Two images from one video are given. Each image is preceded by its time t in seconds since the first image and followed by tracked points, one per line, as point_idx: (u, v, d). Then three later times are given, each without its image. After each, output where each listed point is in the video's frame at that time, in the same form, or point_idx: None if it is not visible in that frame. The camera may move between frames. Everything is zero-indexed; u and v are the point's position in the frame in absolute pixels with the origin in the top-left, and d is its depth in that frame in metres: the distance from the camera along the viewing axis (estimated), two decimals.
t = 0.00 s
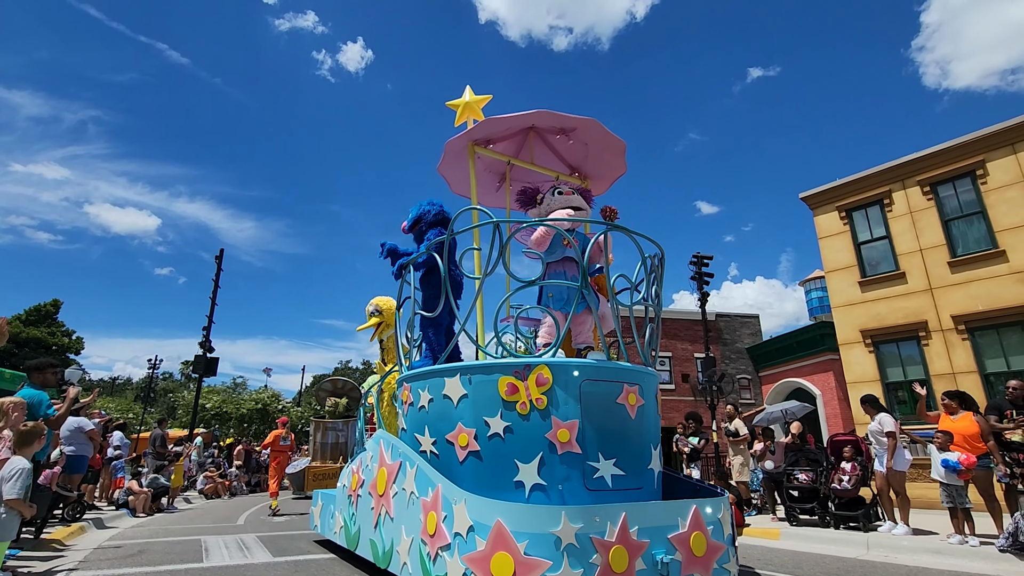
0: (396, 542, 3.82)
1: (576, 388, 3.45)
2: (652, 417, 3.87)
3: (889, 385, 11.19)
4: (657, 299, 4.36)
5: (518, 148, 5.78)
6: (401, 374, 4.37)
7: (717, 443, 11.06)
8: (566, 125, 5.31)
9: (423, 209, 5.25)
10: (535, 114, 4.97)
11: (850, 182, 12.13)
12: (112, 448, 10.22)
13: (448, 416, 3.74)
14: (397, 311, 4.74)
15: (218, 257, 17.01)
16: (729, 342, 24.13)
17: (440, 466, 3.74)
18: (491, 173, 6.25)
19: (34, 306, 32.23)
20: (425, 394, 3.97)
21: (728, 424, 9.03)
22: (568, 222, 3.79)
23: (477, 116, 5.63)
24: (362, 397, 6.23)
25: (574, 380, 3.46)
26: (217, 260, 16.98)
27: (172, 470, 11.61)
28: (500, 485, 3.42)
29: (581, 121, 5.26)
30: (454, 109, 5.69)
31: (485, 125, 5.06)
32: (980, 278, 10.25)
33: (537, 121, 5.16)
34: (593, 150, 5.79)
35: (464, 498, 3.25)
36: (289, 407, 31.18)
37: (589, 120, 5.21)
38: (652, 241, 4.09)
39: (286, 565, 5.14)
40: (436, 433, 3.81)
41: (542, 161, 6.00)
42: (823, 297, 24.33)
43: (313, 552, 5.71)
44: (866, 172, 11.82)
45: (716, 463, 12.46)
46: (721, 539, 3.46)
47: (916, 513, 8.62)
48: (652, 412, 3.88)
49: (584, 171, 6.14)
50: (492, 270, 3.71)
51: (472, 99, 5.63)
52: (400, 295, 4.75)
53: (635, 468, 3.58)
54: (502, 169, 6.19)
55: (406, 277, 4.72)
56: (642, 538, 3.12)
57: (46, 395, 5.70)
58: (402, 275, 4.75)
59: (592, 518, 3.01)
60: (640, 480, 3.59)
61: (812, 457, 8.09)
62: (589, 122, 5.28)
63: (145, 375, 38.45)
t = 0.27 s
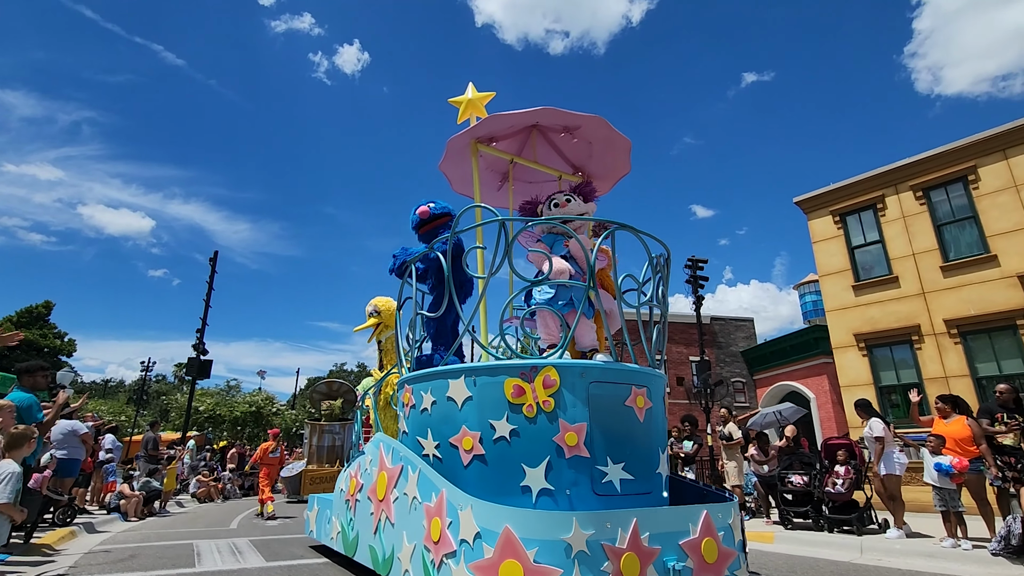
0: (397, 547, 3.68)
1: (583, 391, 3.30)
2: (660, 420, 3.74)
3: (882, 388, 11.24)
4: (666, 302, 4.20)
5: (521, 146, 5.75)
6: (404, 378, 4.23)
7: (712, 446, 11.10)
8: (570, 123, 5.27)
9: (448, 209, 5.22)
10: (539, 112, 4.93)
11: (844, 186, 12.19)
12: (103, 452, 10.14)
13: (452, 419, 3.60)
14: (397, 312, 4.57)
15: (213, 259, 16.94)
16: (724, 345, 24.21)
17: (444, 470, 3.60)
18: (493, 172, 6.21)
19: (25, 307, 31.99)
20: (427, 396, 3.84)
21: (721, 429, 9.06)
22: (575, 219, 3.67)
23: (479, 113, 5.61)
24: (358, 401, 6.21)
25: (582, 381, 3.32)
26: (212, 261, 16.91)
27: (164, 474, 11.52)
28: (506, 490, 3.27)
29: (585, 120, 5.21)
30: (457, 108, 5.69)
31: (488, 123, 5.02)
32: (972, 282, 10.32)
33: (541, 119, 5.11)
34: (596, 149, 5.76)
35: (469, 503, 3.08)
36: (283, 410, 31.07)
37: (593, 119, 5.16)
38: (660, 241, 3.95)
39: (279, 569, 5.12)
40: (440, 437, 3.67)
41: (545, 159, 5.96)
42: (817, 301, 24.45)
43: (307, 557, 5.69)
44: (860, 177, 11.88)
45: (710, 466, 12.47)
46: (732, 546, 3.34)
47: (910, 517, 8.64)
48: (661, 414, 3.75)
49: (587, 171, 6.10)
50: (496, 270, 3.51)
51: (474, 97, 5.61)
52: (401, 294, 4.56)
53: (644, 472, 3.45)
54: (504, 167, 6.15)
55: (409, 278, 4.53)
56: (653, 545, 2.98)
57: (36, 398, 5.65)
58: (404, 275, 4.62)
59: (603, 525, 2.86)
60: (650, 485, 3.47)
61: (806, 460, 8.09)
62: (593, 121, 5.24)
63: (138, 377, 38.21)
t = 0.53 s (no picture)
0: (399, 554, 3.65)
1: (592, 393, 3.28)
2: (668, 423, 3.73)
3: (874, 392, 11.30)
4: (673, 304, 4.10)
5: (523, 144, 5.74)
6: (405, 380, 4.19)
7: (705, 449, 11.13)
8: (575, 121, 5.26)
9: (445, 205, 5.18)
10: (546, 109, 4.91)
11: (837, 191, 12.27)
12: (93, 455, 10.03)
13: (456, 422, 3.58)
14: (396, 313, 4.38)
15: (205, 260, 16.86)
16: (718, 348, 24.30)
17: (447, 475, 3.57)
18: (496, 170, 6.19)
19: (14, 309, 31.67)
20: (431, 399, 3.81)
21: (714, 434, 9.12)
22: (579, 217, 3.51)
23: (483, 109, 5.63)
24: (354, 404, 6.18)
25: (590, 383, 3.30)
26: (205, 262, 16.83)
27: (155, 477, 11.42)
28: (513, 494, 3.25)
29: (592, 118, 5.21)
30: (460, 104, 5.70)
31: (493, 120, 4.99)
32: (964, 286, 10.39)
33: (547, 117, 5.09)
34: (600, 148, 5.76)
35: (476, 509, 3.06)
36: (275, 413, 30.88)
37: (601, 117, 5.16)
38: (669, 243, 3.80)
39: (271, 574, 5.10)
40: (443, 440, 3.65)
41: (548, 158, 5.95)
42: (810, 304, 24.58)
43: (299, 562, 5.67)
44: (852, 182, 11.97)
45: (703, 469, 12.51)
46: (743, 552, 3.31)
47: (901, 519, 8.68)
48: (668, 417, 3.74)
49: (590, 170, 6.12)
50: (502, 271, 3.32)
51: (478, 94, 5.63)
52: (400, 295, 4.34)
53: (653, 477, 3.44)
54: (506, 166, 6.13)
55: (407, 278, 4.29)
56: (666, 552, 2.93)
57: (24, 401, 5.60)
58: (403, 275, 4.31)
59: (615, 531, 2.83)
60: (658, 489, 3.45)
61: (799, 464, 8.26)
62: (600, 119, 5.24)
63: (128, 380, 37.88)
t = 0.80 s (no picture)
0: (399, 561, 3.62)
1: (600, 395, 3.29)
2: (674, 427, 3.74)
3: (864, 396, 11.38)
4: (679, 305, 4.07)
5: (526, 142, 5.72)
6: (406, 382, 4.15)
7: (697, 452, 11.17)
8: (579, 120, 5.25)
9: (439, 200, 4.99)
10: (551, 105, 4.89)
11: (829, 196, 12.35)
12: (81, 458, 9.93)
13: (460, 425, 3.56)
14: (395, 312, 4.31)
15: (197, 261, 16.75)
16: (710, 351, 24.41)
17: (450, 480, 3.55)
18: (497, 167, 6.18)
19: (2, 310, 31.34)
20: (432, 401, 3.79)
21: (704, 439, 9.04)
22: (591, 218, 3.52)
23: (485, 106, 5.64)
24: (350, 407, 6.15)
25: (598, 386, 3.30)
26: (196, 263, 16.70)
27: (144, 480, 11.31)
28: (520, 500, 3.23)
29: (597, 116, 5.20)
30: (462, 101, 5.71)
31: (497, 117, 4.96)
32: (953, 291, 10.49)
33: (552, 114, 5.07)
34: (603, 147, 5.78)
35: (482, 516, 3.03)
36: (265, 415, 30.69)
37: (606, 115, 5.15)
38: (674, 242, 3.78)
39: None
40: (446, 444, 3.62)
41: (550, 157, 5.94)
42: (801, 308, 24.75)
43: (289, 566, 5.64)
44: (843, 187, 12.07)
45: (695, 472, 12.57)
46: (752, 558, 3.29)
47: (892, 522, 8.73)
48: (674, 421, 3.75)
49: (592, 169, 6.13)
50: (507, 273, 3.26)
51: (480, 90, 5.65)
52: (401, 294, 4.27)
53: (660, 481, 3.43)
54: (508, 164, 6.12)
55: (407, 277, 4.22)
56: (676, 559, 2.93)
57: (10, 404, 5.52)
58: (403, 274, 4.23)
59: (626, 539, 2.82)
60: (665, 494, 3.45)
61: (789, 467, 8.20)
62: (604, 117, 5.23)
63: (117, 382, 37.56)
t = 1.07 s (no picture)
0: (398, 565, 3.60)
1: (605, 396, 3.30)
2: (679, 429, 3.75)
3: (852, 399, 11.47)
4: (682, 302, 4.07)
5: (527, 140, 5.72)
6: (405, 383, 4.12)
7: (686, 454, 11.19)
8: (583, 116, 5.27)
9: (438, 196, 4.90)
10: (555, 102, 4.90)
11: (819, 200, 12.46)
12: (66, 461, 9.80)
13: (462, 427, 3.55)
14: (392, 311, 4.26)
15: (186, 261, 16.62)
16: (700, 354, 24.55)
17: (452, 483, 3.54)
18: (497, 164, 6.19)
19: None
20: (433, 403, 3.77)
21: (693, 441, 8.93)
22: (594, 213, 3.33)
23: (485, 103, 5.66)
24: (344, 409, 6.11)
25: (603, 387, 3.32)
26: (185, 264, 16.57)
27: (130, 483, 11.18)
28: (524, 503, 3.22)
29: (600, 113, 5.23)
30: (462, 97, 5.73)
31: (499, 113, 4.96)
32: (939, 295, 10.61)
33: (556, 111, 5.09)
34: (606, 145, 5.81)
35: (487, 521, 3.02)
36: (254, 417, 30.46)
37: (610, 112, 5.18)
38: (678, 241, 3.78)
39: None
40: (447, 446, 3.61)
41: (551, 154, 5.96)
42: (790, 311, 24.96)
43: (277, 571, 5.59)
44: (832, 192, 12.18)
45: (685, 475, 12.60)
46: (761, 563, 3.28)
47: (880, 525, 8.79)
48: (679, 423, 3.76)
49: (593, 168, 6.16)
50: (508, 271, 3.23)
51: (481, 87, 5.67)
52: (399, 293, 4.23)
53: (666, 485, 3.44)
54: (508, 162, 6.14)
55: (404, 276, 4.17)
56: (686, 564, 2.93)
57: None
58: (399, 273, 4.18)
59: (635, 544, 2.82)
60: (671, 497, 3.45)
61: (779, 470, 8.22)
62: (608, 115, 5.27)
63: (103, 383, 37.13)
